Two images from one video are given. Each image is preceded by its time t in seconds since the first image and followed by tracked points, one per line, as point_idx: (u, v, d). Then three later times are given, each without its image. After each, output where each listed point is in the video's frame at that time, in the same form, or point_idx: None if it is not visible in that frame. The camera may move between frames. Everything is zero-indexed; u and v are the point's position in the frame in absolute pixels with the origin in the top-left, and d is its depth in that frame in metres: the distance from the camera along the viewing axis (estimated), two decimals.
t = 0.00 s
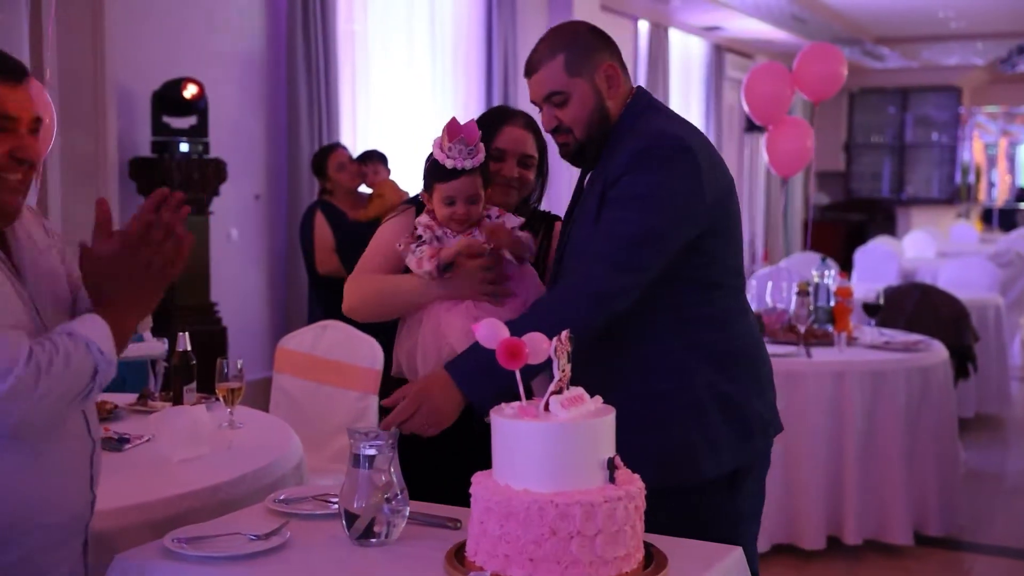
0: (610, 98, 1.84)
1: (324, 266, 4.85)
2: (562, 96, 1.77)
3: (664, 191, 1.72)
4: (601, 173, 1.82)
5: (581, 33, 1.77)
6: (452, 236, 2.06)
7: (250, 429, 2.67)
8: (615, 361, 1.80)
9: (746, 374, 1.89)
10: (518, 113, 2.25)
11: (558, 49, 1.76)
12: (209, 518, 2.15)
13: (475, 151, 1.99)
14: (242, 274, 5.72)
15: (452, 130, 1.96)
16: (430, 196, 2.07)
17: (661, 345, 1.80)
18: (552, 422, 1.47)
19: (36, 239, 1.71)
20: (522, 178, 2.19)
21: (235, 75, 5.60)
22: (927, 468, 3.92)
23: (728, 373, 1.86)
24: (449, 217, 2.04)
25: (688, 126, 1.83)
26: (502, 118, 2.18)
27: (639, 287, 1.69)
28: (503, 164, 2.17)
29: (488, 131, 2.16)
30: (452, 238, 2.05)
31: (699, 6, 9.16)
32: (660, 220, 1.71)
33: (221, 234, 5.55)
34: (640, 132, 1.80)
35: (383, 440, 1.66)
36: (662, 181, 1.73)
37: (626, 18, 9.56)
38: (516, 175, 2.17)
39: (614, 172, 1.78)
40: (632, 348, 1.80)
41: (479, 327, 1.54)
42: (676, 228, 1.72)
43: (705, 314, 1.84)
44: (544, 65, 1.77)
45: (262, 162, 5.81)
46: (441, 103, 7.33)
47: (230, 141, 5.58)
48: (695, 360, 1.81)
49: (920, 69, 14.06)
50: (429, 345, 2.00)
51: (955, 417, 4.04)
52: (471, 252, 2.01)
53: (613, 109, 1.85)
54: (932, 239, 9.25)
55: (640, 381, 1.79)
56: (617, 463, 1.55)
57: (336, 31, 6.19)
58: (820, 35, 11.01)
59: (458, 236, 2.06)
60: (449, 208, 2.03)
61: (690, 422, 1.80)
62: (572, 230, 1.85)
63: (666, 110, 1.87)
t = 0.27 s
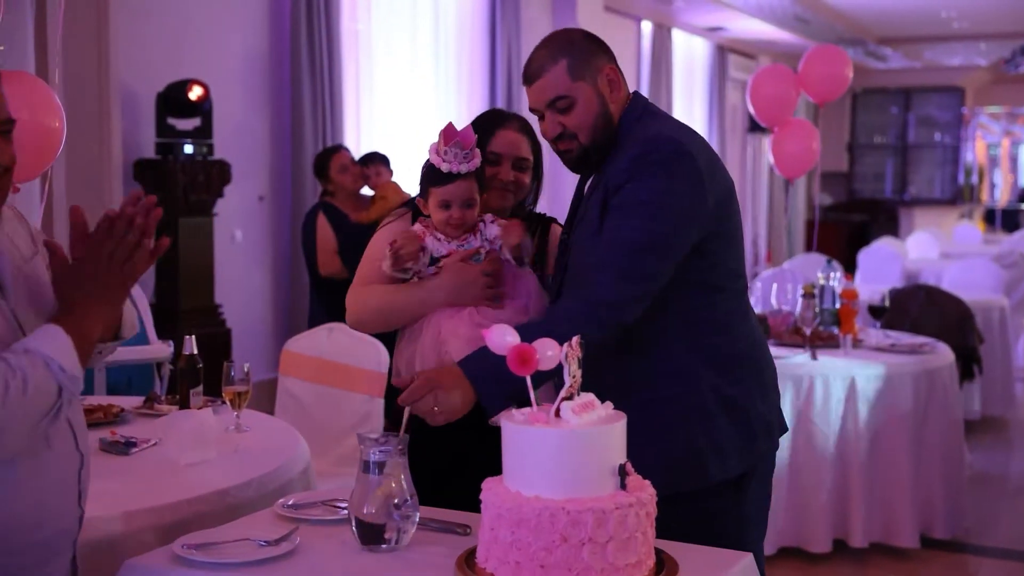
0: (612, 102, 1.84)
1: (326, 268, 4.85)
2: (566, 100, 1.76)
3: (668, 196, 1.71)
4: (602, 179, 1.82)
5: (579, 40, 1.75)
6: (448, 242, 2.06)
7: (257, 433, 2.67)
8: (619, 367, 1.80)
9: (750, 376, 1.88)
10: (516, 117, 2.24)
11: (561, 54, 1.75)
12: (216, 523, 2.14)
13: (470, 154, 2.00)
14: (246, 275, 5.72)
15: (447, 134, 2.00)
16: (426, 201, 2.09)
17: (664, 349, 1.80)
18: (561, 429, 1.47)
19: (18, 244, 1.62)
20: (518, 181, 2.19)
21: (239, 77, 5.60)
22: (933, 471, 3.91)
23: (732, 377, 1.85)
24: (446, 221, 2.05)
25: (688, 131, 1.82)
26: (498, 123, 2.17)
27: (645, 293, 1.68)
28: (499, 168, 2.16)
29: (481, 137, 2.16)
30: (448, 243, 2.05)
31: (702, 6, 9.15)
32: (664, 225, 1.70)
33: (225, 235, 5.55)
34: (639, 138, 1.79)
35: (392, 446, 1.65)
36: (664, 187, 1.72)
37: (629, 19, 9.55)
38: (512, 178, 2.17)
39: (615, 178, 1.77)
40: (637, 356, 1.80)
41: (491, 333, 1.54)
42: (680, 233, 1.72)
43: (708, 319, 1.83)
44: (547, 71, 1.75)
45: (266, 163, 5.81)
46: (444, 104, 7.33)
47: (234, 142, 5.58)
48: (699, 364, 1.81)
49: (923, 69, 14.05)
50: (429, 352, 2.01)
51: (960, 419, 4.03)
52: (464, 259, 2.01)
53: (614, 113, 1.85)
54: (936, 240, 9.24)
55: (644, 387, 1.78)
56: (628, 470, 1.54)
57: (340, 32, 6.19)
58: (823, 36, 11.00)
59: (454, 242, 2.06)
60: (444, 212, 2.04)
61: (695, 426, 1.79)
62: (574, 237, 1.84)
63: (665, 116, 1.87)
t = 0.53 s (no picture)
0: (630, 104, 1.84)
1: (330, 268, 4.85)
2: (585, 101, 1.75)
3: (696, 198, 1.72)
4: (626, 181, 1.82)
5: (598, 40, 1.75)
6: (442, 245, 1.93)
7: (266, 435, 2.66)
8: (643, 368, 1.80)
9: (770, 376, 1.90)
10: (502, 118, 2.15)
11: (581, 53, 1.74)
12: (227, 526, 2.14)
13: (457, 152, 1.88)
14: (251, 276, 5.72)
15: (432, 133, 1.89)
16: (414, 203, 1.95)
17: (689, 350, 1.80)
18: (577, 432, 1.47)
19: (21, 247, 1.57)
20: (505, 182, 2.09)
21: (243, 78, 5.60)
22: (940, 472, 3.91)
23: (752, 377, 1.86)
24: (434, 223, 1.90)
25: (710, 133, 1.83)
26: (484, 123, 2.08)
27: (675, 294, 1.68)
28: (486, 169, 2.07)
29: (465, 137, 2.07)
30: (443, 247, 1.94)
31: (705, 6, 9.15)
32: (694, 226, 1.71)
33: (230, 236, 5.55)
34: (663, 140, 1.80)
35: (404, 450, 1.64)
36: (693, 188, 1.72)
37: (633, 19, 9.55)
38: (499, 180, 2.08)
39: (641, 180, 1.77)
40: (662, 356, 1.80)
41: (504, 337, 1.54)
42: (709, 235, 1.72)
43: (731, 319, 1.84)
44: (565, 72, 1.74)
45: (271, 164, 5.81)
46: (448, 105, 7.33)
47: (239, 143, 5.58)
48: (722, 365, 1.82)
49: (925, 69, 14.06)
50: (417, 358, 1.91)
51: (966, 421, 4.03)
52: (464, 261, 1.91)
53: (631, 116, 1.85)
54: (939, 241, 9.24)
55: (669, 387, 1.79)
56: (643, 473, 1.54)
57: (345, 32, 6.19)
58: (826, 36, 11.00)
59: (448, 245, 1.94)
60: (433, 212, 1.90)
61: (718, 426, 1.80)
62: (598, 238, 1.84)
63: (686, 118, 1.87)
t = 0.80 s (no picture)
0: (639, 108, 1.84)
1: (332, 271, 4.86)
2: (593, 105, 1.75)
3: (707, 200, 1.72)
4: (635, 184, 1.81)
5: (607, 44, 1.76)
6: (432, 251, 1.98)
7: (271, 440, 2.66)
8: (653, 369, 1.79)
9: (777, 377, 1.90)
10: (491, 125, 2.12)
11: (591, 57, 1.74)
12: (234, 532, 2.14)
13: (450, 159, 1.92)
14: (253, 278, 5.72)
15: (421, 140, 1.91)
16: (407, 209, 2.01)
17: (698, 352, 1.80)
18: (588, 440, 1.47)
19: (34, 253, 1.57)
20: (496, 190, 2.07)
21: (246, 80, 5.60)
22: (943, 475, 3.91)
23: (760, 379, 1.86)
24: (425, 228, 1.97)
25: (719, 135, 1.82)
26: (475, 130, 2.04)
27: (687, 296, 1.68)
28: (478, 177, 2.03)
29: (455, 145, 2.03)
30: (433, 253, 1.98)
31: (708, 7, 9.14)
32: (705, 229, 1.71)
33: (233, 238, 5.55)
34: (673, 143, 1.79)
35: (413, 458, 1.64)
36: (704, 191, 1.72)
37: (636, 21, 9.54)
38: (489, 188, 2.04)
39: (652, 183, 1.77)
40: (672, 358, 1.79)
41: (514, 346, 1.53)
42: (720, 237, 1.72)
43: (739, 321, 1.84)
44: (573, 76, 1.75)
45: (273, 166, 5.80)
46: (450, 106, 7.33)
47: (242, 145, 5.58)
48: (731, 367, 1.82)
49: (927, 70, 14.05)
50: (406, 365, 1.91)
51: (970, 423, 4.03)
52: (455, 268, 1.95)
53: (640, 119, 1.84)
54: (940, 242, 9.23)
55: (678, 389, 1.78)
56: (652, 481, 1.54)
57: (348, 34, 6.19)
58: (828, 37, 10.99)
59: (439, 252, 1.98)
60: (423, 218, 1.96)
61: (727, 426, 1.80)
62: (606, 240, 1.83)
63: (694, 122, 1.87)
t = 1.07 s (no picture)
0: (648, 103, 1.83)
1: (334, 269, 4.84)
2: (606, 97, 1.73)
3: (722, 195, 1.71)
4: (646, 180, 1.80)
5: (618, 37, 1.75)
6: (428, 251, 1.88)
7: (275, 439, 2.65)
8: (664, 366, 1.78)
9: (785, 373, 1.89)
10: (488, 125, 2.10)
11: (603, 50, 1.73)
12: (239, 532, 2.13)
13: (444, 158, 1.84)
14: (254, 277, 5.70)
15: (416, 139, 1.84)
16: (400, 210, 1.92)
17: (709, 348, 1.79)
18: (599, 438, 1.46)
19: (47, 249, 1.56)
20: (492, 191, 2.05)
21: (247, 78, 5.58)
22: (947, 474, 3.91)
23: (770, 374, 1.85)
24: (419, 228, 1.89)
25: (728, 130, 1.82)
26: (472, 130, 2.02)
27: (703, 292, 1.67)
28: (475, 177, 2.01)
29: (451, 144, 2.01)
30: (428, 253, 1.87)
31: (708, 6, 9.14)
32: (719, 223, 1.70)
33: (234, 237, 5.53)
34: (684, 137, 1.79)
35: (422, 458, 1.63)
36: (717, 185, 1.71)
37: (636, 20, 9.53)
38: (487, 188, 2.02)
39: (664, 177, 1.76)
40: (683, 354, 1.77)
41: (526, 343, 1.51)
42: (734, 231, 1.71)
43: (749, 316, 1.83)
44: (586, 68, 1.73)
45: (274, 164, 5.79)
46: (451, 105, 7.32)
47: (243, 144, 5.56)
48: (742, 362, 1.81)
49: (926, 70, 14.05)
50: (402, 366, 1.83)
51: (973, 422, 4.03)
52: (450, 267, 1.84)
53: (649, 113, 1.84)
54: (940, 241, 9.23)
55: (689, 385, 1.77)
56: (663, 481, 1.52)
57: (349, 32, 6.17)
58: (828, 36, 10.99)
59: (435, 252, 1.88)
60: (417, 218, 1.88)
61: (738, 422, 1.79)
62: (616, 237, 1.82)
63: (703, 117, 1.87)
